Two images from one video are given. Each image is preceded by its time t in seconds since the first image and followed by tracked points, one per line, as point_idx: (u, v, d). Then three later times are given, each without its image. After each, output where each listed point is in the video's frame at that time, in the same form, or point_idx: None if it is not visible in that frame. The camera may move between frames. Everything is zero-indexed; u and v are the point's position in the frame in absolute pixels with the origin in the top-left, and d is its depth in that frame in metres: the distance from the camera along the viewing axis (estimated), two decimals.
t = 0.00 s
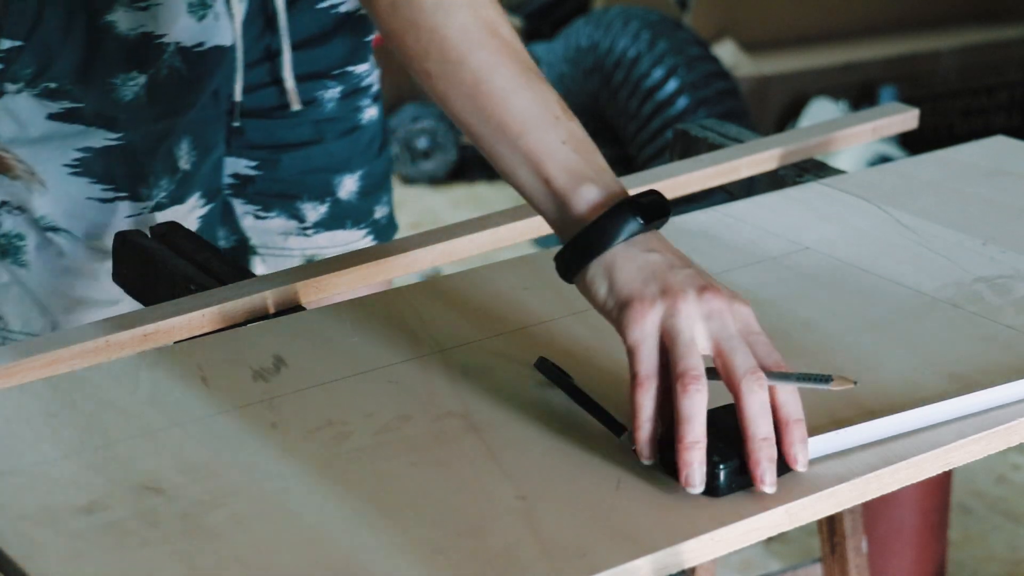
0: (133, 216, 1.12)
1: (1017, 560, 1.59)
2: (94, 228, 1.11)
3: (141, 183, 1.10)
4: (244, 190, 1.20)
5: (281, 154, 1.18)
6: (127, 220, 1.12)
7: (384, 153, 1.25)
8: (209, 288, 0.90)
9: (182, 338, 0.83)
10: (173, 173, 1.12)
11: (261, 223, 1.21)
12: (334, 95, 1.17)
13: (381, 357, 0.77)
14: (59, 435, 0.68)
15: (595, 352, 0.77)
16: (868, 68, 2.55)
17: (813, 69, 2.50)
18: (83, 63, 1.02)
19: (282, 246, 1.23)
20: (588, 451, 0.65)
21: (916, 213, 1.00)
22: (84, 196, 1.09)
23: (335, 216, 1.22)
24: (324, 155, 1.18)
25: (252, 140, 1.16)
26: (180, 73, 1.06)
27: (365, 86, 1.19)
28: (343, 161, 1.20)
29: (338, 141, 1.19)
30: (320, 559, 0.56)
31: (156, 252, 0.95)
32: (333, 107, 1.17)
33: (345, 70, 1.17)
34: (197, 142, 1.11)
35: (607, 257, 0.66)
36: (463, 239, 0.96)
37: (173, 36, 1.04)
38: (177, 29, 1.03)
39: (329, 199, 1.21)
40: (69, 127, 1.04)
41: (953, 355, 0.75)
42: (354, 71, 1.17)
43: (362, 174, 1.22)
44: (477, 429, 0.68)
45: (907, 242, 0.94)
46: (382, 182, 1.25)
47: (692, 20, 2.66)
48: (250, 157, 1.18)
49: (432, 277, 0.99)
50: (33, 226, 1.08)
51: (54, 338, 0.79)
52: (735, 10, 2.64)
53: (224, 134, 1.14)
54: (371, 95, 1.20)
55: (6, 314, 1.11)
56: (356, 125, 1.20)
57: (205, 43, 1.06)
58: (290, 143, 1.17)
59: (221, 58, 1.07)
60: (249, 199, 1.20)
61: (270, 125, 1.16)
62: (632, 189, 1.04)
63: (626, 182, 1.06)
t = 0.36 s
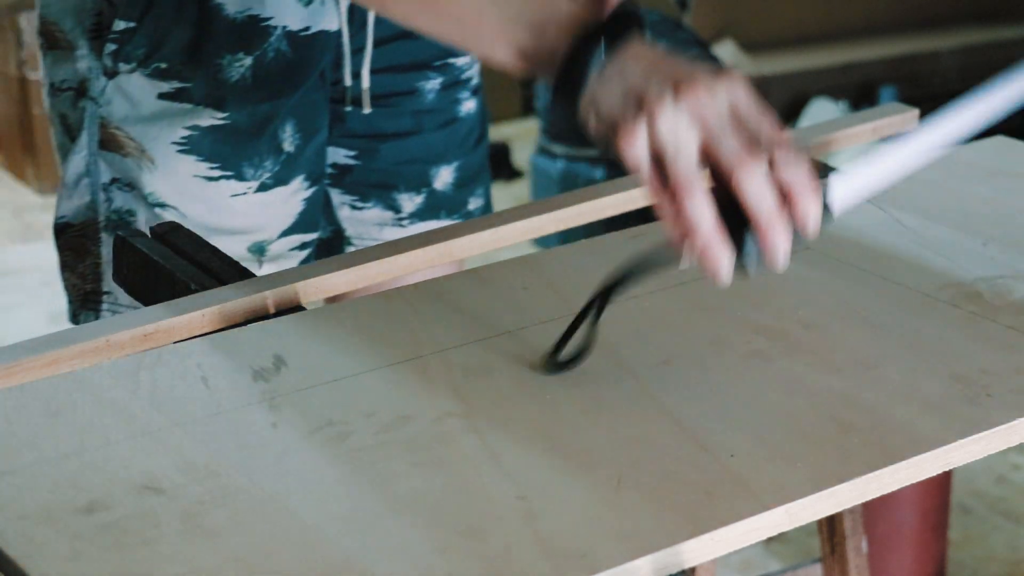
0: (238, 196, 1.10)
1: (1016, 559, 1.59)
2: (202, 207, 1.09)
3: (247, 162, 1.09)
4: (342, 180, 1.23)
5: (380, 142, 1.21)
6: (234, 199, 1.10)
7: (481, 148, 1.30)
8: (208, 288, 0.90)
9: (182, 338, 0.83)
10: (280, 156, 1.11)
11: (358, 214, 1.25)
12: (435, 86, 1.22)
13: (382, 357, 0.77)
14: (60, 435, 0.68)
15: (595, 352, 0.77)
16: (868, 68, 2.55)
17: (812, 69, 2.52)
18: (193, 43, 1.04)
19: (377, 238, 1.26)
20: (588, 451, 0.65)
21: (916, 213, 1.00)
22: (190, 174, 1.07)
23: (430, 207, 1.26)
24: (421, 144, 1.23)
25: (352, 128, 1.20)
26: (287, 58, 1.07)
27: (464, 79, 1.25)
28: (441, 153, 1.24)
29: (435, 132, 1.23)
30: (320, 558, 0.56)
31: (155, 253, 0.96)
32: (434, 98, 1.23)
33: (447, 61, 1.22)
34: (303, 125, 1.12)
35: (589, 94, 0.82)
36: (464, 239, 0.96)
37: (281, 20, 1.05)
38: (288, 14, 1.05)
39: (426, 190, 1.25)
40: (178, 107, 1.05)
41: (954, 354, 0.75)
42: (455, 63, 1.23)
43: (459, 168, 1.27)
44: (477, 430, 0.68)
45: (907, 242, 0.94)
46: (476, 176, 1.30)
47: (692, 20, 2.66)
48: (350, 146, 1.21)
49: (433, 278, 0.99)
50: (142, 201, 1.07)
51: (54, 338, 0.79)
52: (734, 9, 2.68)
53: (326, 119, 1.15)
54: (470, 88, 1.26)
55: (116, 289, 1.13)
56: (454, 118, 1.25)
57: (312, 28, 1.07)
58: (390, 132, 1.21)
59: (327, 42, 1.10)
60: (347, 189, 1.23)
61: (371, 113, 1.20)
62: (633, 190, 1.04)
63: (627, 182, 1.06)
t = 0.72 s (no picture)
0: (284, 178, 1.14)
1: (1016, 560, 1.59)
2: (246, 185, 1.13)
3: (293, 144, 1.13)
4: (393, 176, 1.31)
5: (432, 140, 1.29)
6: (280, 181, 1.14)
7: (532, 150, 1.38)
8: (207, 288, 0.90)
9: (182, 338, 0.83)
10: (326, 140, 1.16)
11: (406, 211, 1.33)
12: (489, 85, 1.30)
13: (383, 356, 0.77)
14: (60, 435, 0.68)
15: (595, 352, 0.77)
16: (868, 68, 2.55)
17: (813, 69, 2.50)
18: (246, 25, 1.08)
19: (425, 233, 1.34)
20: (589, 451, 0.65)
21: (916, 213, 1.00)
22: (237, 154, 1.11)
23: (477, 205, 1.34)
24: (472, 144, 1.31)
25: (404, 124, 1.28)
26: (338, 44, 1.12)
27: (518, 80, 1.33)
28: (491, 153, 1.33)
29: (486, 132, 1.31)
30: (321, 558, 0.56)
31: (154, 254, 0.96)
32: (486, 97, 1.30)
33: (501, 62, 1.30)
34: (351, 112, 1.17)
35: None
36: (463, 239, 0.96)
37: (333, 6, 1.10)
38: None
39: (474, 189, 1.33)
40: (228, 86, 1.09)
41: (954, 354, 0.75)
42: (509, 64, 1.31)
43: (508, 168, 1.35)
44: (477, 429, 0.68)
45: (907, 242, 0.94)
46: (526, 178, 1.38)
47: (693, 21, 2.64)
48: (401, 142, 1.29)
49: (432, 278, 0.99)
50: (188, 179, 1.11)
51: (55, 337, 0.79)
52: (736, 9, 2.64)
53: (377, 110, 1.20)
54: (524, 90, 1.34)
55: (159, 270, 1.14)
56: (506, 119, 1.33)
57: (364, 15, 1.12)
58: (441, 130, 1.29)
59: (379, 30, 1.14)
60: (397, 185, 1.32)
61: (423, 110, 1.27)
62: (632, 190, 1.04)
63: (627, 182, 1.06)
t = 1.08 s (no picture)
0: (318, 171, 1.14)
1: (1016, 559, 1.59)
2: (279, 176, 1.13)
3: (328, 137, 1.14)
4: (423, 174, 1.32)
5: (463, 137, 1.30)
6: (314, 174, 1.14)
7: (563, 150, 1.39)
8: (207, 288, 0.90)
9: (182, 338, 0.83)
10: (360, 134, 1.16)
11: (435, 209, 1.34)
12: (522, 84, 1.30)
13: (383, 356, 0.77)
14: (60, 435, 0.68)
15: (596, 352, 0.77)
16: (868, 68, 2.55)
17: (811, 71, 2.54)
18: (284, 16, 1.08)
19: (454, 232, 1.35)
20: (589, 451, 0.65)
21: (915, 213, 1.00)
22: (274, 145, 1.11)
23: (507, 204, 1.35)
24: (503, 143, 1.31)
25: (436, 121, 1.29)
26: (375, 39, 1.12)
27: (551, 80, 1.33)
28: (522, 152, 1.33)
29: (518, 131, 1.32)
30: (320, 558, 0.56)
31: (154, 254, 0.96)
32: (519, 96, 1.31)
33: (535, 61, 1.30)
34: (386, 108, 1.18)
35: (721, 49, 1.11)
36: (463, 239, 0.96)
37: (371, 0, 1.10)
38: None
39: (504, 187, 1.34)
40: (265, 78, 1.10)
41: (954, 354, 0.75)
42: (543, 64, 1.31)
43: (538, 167, 1.35)
44: (477, 429, 0.67)
45: (907, 242, 0.94)
46: (554, 178, 1.38)
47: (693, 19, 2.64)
48: (432, 140, 1.30)
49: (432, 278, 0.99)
50: (223, 170, 1.11)
51: (55, 337, 0.79)
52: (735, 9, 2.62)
53: (410, 105, 1.20)
54: (556, 90, 1.34)
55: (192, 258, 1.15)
56: (537, 118, 1.33)
57: (401, 10, 1.12)
58: (473, 128, 1.29)
59: (416, 26, 1.14)
60: (427, 183, 1.33)
61: (456, 107, 1.28)
62: (632, 190, 1.04)
63: (627, 182, 1.06)
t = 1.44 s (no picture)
0: (338, 169, 1.14)
1: (1016, 559, 1.59)
2: (302, 175, 1.12)
3: (349, 135, 1.13)
4: (437, 173, 1.33)
5: (478, 136, 1.30)
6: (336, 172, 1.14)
7: (574, 150, 1.40)
8: (207, 288, 0.90)
9: (182, 338, 0.83)
10: (381, 132, 1.16)
11: (448, 208, 1.34)
12: (536, 83, 1.31)
13: (384, 356, 0.77)
14: (61, 435, 0.68)
15: (596, 352, 0.77)
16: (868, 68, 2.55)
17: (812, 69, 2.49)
18: (307, 14, 1.07)
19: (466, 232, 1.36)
20: (588, 451, 0.65)
21: (914, 214, 1.00)
22: (295, 143, 1.11)
23: (520, 203, 1.36)
24: (517, 142, 1.32)
25: (451, 120, 1.29)
26: (396, 37, 1.11)
27: (564, 80, 1.34)
28: (535, 152, 1.34)
29: (532, 131, 1.33)
30: (320, 558, 0.56)
31: (154, 254, 0.96)
32: (533, 96, 1.31)
33: (549, 61, 1.31)
34: (404, 106, 1.18)
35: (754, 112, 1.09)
36: (463, 239, 0.96)
37: None
38: None
39: (518, 187, 1.35)
40: (287, 76, 1.09)
41: (954, 354, 0.75)
42: (557, 63, 1.32)
43: (551, 166, 1.36)
44: (477, 429, 0.67)
45: (907, 242, 0.94)
46: (565, 177, 1.39)
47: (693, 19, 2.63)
48: (446, 139, 1.31)
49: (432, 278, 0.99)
50: (244, 168, 1.11)
51: (55, 337, 0.79)
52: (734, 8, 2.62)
53: (427, 104, 1.21)
54: (568, 90, 1.35)
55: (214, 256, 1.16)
56: (550, 118, 1.34)
57: (421, 9, 1.11)
58: (488, 128, 1.30)
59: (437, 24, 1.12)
60: (440, 181, 1.33)
61: (472, 106, 1.29)
62: (632, 190, 1.04)
63: (627, 182, 1.06)
